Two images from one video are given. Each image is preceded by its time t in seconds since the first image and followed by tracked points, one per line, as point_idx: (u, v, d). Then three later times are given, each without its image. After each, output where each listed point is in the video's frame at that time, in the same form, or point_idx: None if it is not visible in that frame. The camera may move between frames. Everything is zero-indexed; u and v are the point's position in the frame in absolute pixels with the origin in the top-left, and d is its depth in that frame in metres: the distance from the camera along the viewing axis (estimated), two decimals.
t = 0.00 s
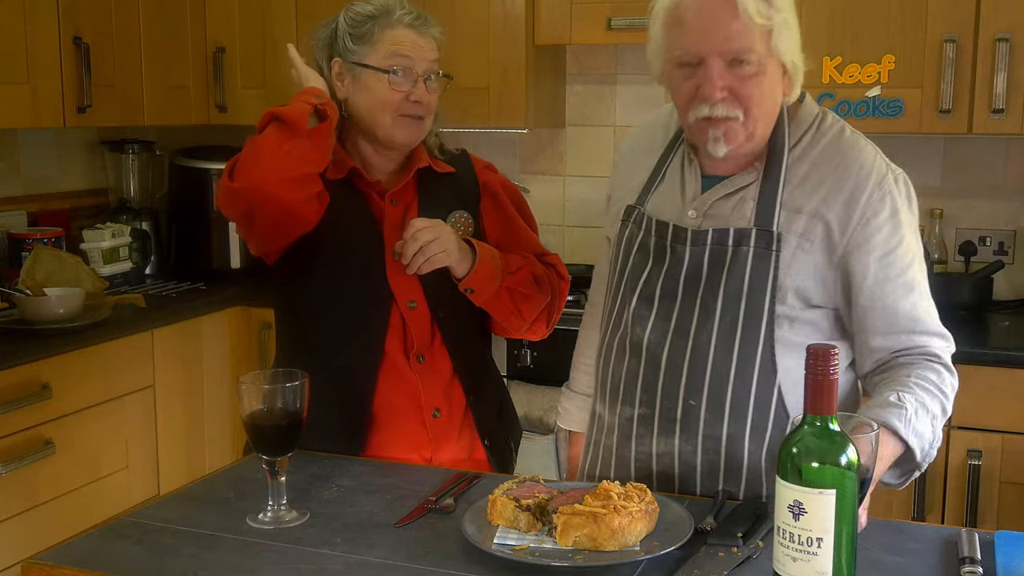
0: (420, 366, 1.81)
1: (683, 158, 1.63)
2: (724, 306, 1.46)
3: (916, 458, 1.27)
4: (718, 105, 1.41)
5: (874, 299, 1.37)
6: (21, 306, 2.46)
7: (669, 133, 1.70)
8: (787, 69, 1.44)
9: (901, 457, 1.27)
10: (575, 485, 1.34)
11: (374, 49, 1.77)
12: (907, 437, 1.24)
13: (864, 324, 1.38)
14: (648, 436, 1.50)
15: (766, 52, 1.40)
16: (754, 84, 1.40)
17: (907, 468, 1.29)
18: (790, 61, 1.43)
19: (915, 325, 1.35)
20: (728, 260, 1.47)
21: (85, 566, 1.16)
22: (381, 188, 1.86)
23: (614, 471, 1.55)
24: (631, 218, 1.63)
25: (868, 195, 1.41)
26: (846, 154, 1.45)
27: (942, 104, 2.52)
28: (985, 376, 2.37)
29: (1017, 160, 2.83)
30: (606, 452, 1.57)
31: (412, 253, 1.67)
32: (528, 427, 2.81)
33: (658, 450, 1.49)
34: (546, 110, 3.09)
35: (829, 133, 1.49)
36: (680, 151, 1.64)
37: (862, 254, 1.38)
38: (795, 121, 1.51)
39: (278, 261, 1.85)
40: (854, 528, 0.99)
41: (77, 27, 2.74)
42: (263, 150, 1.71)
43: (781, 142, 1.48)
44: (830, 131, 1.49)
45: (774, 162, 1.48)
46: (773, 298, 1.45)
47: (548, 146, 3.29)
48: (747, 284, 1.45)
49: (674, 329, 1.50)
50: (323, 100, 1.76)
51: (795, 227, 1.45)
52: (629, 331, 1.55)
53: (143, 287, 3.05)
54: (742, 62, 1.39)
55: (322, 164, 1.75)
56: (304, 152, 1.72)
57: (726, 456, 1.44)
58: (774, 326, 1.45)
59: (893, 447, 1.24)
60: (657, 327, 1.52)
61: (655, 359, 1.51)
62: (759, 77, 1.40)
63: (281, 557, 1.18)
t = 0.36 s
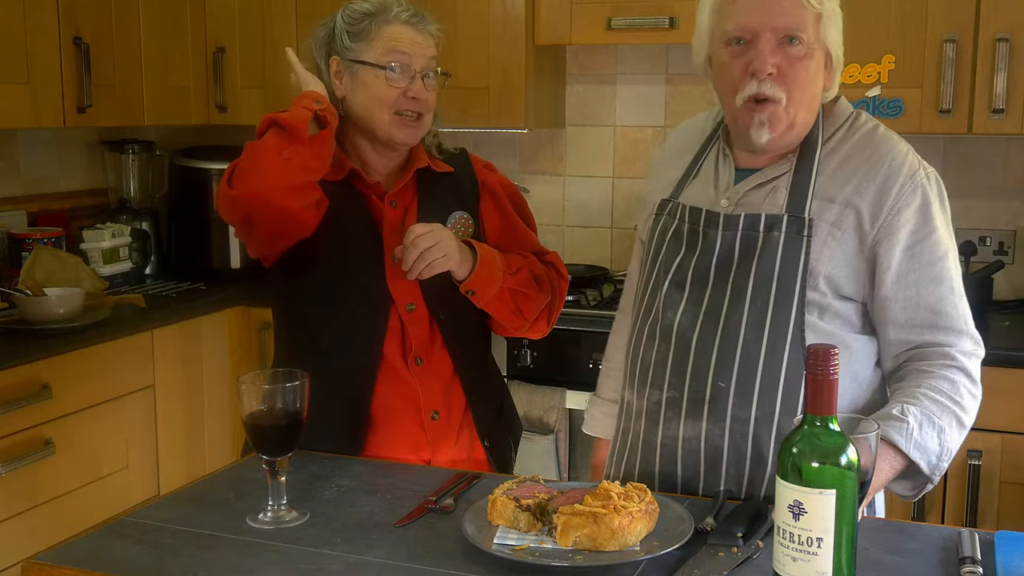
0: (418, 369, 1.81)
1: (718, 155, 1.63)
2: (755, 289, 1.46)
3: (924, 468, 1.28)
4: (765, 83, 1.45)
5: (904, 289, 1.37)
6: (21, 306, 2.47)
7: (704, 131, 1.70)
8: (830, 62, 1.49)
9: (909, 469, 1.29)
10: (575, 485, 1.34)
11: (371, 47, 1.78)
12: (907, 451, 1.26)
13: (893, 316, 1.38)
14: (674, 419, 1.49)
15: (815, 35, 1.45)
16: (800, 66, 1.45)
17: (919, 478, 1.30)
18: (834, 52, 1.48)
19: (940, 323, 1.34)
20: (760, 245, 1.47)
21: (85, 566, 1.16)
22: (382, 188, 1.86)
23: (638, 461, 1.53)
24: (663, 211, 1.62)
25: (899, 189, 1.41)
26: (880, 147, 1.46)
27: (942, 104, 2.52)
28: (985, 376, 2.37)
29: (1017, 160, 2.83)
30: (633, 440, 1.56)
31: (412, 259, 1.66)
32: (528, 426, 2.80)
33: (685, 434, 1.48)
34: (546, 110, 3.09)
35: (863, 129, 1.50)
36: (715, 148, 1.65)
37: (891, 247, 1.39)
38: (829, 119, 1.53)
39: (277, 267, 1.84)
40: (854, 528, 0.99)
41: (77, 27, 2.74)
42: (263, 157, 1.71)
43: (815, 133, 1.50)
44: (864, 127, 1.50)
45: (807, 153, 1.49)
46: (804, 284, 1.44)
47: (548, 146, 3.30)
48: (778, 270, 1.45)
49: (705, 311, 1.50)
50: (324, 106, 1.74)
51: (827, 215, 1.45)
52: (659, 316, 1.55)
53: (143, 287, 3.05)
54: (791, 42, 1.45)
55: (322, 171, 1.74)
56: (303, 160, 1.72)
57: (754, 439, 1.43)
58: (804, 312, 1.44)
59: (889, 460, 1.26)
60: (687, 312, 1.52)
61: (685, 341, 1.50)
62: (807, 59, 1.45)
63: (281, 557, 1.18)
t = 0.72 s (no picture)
0: (419, 371, 1.80)
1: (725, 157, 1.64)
2: (756, 279, 1.47)
3: (924, 466, 1.27)
4: (770, 80, 1.46)
5: (904, 283, 1.37)
6: (21, 306, 2.47)
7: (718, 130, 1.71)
8: (835, 62, 1.50)
9: (911, 468, 1.28)
10: (575, 485, 1.34)
11: (373, 40, 1.78)
12: (910, 448, 1.25)
13: (894, 310, 1.38)
14: (675, 406, 1.49)
15: (820, 35, 1.46)
16: (805, 65, 1.46)
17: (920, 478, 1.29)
18: (838, 53, 1.49)
19: (940, 319, 1.34)
20: (762, 236, 1.49)
21: (85, 566, 1.16)
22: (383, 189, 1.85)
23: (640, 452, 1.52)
24: (672, 209, 1.64)
25: (900, 184, 1.41)
26: (884, 144, 1.46)
27: (942, 104, 2.52)
28: (985, 376, 2.37)
29: (1017, 160, 2.83)
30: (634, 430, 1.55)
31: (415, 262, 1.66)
32: (528, 426, 2.80)
33: (685, 421, 1.48)
34: (547, 110, 3.10)
35: (868, 128, 1.50)
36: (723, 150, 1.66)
37: (892, 240, 1.38)
38: (835, 119, 1.53)
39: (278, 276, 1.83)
40: (854, 528, 0.99)
41: (77, 27, 2.74)
42: (271, 166, 1.73)
43: (820, 132, 1.50)
44: (869, 126, 1.50)
45: (811, 149, 1.50)
46: (803, 275, 1.45)
47: (548, 146, 3.30)
48: (779, 261, 1.46)
49: (709, 300, 1.51)
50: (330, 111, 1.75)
51: (829, 208, 1.46)
52: (663, 306, 1.56)
53: (143, 287, 3.05)
54: (795, 42, 1.46)
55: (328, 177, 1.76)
56: (310, 168, 1.74)
57: (752, 424, 1.43)
58: (804, 302, 1.45)
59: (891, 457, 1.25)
60: (691, 302, 1.53)
61: (686, 330, 1.51)
62: (811, 59, 1.46)
63: (281, 557, 1.18)
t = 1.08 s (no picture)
0: (437, 366, 1.81)
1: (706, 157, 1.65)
2: (733, 283, 1.49)
3: (908, 445, 1.26)
4: (742, 107, 1.45)
5: (883, 283, 1.37)
6: (21, 306, 2.47)
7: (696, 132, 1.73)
8: (809, 73, 1.47)
9: (895, 448, 1.27)
10: (575, 485, 1.34)
11: (370, 38, 1.79)
12: (895, 423, 1.24)
13: (875, 310, 1.38)
14: (655, 407, 1.52)
15: (789, 55, 1.43)
16: (776, 87, 1.44)
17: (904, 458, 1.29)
18: (812, 66, 1.46)
19: (920, 313, 1.35)
20: (741, 240, 1.50)
21: (85, 566, 1.16)
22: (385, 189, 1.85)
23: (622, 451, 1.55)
24: (652, 210, 1.66)
25: (879, 186, 1.42)
26: (862, 146, 1.47)
27: (942, 104, 2.52)
28: (985, 376, 2.37)
29: (1017, 160, 2.83)
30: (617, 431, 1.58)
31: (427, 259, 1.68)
32: (528, 426, 2.80)
33: (665, 421, 1.50)
34: (547, 110, 3.10)
35: (846, 129, 1.51)
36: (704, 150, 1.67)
37: (872, 242, 1.39)
38: (813, 120, 1.53)
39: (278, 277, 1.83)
40: (854, 528, 0.99)
41: (77, 27, 2.74)
42: (289, 166, 1.71)
43: (799, 134, 1.50)
44: (847, 127, 1.51)
45: (790, 152, 1.50)
46: (781, 278, 1.47)
47: (548, 146, 3.30)
48: (756, 265, 1.48)
49: (687, 304, 1.53)
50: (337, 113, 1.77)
51: (806, 211, 1.47)
52: (643, 310, 1.59)
53: (143, 287, 3.05)
54: (765, 66, 1.43)
55: (343, 176, 1.76)
56: (327, 168, 1.73)
57: (729, 426, 1.45)
58: (781, 305, 1.47)
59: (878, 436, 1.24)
60: (670, 305, 1.55)
61: (666, 334, 1.53)
62: (781, 80, 1.44)
63: (281, 557, 1.18)
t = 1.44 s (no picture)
0: (447, 359, 1.82)
1: (677, 164, 1.68)
2: (710, 299, 1.52)
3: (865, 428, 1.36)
4: (721, 150, 1.43)
5: (856, 293, 1.42)
6: (21, 306, 2.47)
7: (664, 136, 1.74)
8: (776, 91, 1.45)
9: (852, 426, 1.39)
10: (575, 485, 1.34)
11: (337, 42, 1.77)
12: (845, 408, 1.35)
13: (846, 317, 1.44)
14: (639, 421, 1.57)
15: (755, 91, 1.41)
16: (750, 122, 1.43)
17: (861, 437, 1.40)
18: (779, 85, 1.44)
19: (890, 318, 1.40)
20: (717, 255, 1.53)
21: (85, 566, 1.16)
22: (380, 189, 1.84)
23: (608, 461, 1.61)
24: (627, 218, 1.69)
25: (850, 195, 1.45)
26: (833, 151, 1.49)
27: (942, 104, 2.52)
28: (986, 376, 2.37)
29: (1017, 160, 2.83)
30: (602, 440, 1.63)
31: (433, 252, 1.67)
32: (528, 426, 2.80)
33: (649, 436, 1.55)
34: (547, 110, 3.10)
35: (818, 131, 1.53)
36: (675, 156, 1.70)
37: (844, 251, 1.43)
38: (787, 122, 1.55)
39: (277, 280, 1.82)
40: (854, 528, 0.98)
41: (76, 27, 2.74)
42: (291, 165, 1.67)
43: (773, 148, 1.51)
44: (819, 130, 1.52)
45: (764, 162, 1.52)
46: (757, 291, 1.50)
47: (548, 147, 3.29)
48: (733, 280, 1.51)
49: (665, 319, 1.56)
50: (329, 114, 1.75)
51: (782, 223, 1.50)
52: (621, 324, 1.62)
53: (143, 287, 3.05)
54: (736, 109, 1.40)
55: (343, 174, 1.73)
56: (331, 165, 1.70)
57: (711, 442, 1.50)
58: (759, 317, 1.50)
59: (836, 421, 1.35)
60: (647, 320, 1.58)
61: (645, 349, 1.57)
62: (752, 114, 1.42)
63: (281, 557, 1.18)
